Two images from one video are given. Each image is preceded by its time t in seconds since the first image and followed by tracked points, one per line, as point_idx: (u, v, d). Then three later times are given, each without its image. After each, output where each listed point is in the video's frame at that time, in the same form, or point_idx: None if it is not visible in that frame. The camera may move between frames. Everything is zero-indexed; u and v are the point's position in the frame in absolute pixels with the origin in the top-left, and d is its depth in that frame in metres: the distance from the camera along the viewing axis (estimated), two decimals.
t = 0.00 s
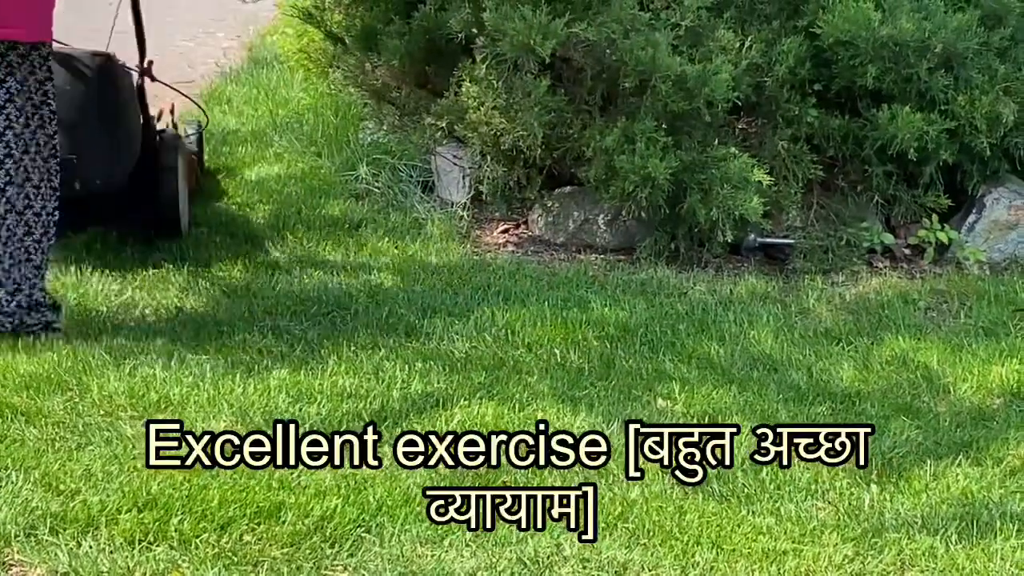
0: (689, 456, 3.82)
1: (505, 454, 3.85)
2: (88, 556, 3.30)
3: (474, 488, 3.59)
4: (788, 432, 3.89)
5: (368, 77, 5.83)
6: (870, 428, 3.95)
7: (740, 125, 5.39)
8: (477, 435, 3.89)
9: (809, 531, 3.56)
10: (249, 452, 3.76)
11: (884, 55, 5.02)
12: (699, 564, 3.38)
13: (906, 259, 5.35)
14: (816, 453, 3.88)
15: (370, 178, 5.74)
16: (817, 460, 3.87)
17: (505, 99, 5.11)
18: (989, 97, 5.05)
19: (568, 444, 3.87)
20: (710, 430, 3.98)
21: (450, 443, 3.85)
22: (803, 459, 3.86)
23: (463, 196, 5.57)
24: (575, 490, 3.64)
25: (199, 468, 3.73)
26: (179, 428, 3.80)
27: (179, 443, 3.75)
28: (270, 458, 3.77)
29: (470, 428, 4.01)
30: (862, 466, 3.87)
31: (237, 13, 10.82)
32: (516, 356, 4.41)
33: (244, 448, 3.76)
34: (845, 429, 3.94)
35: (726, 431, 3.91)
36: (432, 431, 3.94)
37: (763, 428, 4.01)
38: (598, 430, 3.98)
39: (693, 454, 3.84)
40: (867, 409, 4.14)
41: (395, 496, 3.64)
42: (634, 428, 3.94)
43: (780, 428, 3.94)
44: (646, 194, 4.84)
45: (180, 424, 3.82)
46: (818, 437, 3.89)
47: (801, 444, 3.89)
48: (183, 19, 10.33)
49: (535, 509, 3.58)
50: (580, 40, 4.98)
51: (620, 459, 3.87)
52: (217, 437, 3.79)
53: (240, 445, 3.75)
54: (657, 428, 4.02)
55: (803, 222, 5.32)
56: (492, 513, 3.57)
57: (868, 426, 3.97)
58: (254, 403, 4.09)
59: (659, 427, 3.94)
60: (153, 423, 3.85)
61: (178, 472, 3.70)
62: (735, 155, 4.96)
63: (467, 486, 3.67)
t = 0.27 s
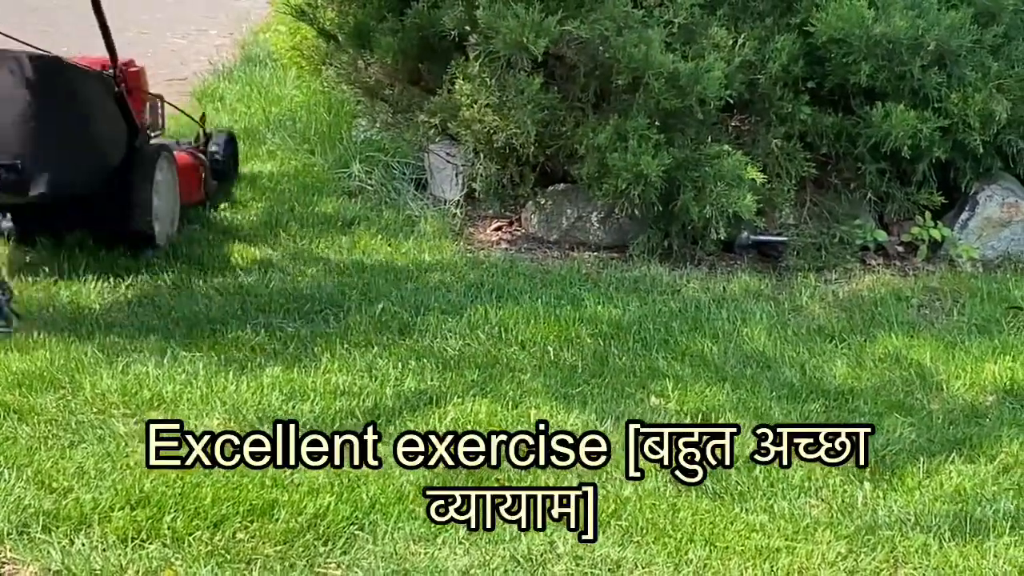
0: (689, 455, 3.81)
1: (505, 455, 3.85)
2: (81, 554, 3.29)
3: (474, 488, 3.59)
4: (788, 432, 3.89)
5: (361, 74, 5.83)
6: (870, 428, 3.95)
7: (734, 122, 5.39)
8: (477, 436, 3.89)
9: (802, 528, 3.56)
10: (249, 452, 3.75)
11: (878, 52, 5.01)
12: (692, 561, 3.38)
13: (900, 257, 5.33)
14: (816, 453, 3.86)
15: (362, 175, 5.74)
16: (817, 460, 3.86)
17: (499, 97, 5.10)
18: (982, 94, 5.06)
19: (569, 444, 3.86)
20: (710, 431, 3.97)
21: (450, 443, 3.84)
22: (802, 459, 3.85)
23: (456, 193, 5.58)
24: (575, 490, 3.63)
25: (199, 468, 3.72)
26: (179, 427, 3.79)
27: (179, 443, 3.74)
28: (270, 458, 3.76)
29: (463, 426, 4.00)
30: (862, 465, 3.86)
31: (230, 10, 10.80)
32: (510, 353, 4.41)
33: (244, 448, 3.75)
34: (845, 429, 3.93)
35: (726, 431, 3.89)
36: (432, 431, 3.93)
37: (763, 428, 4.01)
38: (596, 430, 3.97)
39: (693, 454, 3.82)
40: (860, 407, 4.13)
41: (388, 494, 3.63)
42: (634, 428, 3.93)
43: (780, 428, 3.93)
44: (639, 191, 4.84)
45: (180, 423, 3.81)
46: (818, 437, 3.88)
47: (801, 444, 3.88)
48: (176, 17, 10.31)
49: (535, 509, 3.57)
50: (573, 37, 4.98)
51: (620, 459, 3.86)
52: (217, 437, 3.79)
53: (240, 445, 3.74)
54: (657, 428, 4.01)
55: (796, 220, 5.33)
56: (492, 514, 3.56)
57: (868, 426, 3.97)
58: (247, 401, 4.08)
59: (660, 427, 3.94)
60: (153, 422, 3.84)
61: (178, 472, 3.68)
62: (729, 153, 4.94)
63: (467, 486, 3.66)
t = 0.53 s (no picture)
0: (689, 455, 3.78)
1: (505, 454, 3.82)
2: (68, 550, 3.29)
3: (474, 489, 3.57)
4: (789, 432, 3.86)
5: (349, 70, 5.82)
6: (870, 428, 3.93)
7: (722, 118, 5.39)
8: (477, 436, 3.87)
9: (790, 523, 3.56)
10: (249, 452, 3.71)
11: (866, 48, 5.01)
12: (680, 556, 3.38)
13: (887, 252, 5.33)
14: (816, 453, 3.85)
15: (350, 171, 5.77)
16: (817, 460, 3.84)
17: (487, 93, 5.10)
18: (970, 90, 5.08)
19: (569, 444, 3.84)
20: (710, 431, 3.95)
21: (450, 443, 3.81)
22: (803, 458, 3.83)
23: (443, 188, 5.60)
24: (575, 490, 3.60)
25: (199, 468, 3.69)
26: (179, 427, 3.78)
27: (179, 442, 3.71)
28: (270, 458, 3.72)
29: (451, 422, 4.00)
30: (862, 466, 3.83)
31: (218, 6, 10.77)
32: (497, 349, 4.40)
33: (244, 448, 3.72)
34: (844, 430, 3.91)
35: (726, 431, 3.88)
36: (432, 431, 3.91)
37: (763, 428, 3.97)
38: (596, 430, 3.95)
39: (693, 454, 3.79)
40: (847, 402, 4.14)
41: (376, 490, 3.63)
42: (634, 428, 3.91)
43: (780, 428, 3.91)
44: (627, 187, 4.84)
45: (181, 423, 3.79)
46: (818, 437, 3.86)
47: (801, 444, 3.85)
48: (164, 13, 10.29)
49: (535, 509, 3.55)
50: (561, 32, 4.97)
51: (620, 458, 3.84)
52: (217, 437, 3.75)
53: (240, 445, 3.71)
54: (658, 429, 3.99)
55: (784, 215, 5.32)
56: (492, 515, 3.54)
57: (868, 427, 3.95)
58: (234, 396, 4.07)
59: (660, 427, 3.91)
60: (153, 422, 3.82)
61: (178, 472, 3.65)
62: (717, 149, 4.94)
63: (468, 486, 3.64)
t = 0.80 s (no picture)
0: (689, 455, 3.76)
1: (505, 454, 3.80)
2: (52, 546, 3.28)
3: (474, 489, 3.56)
4: (789, 432, 3.84)
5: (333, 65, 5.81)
6: (870, 428, 3.90)
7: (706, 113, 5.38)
8: (477, 436, 3.85)
9: (774, 517, 3.56)
10: (249, 452, 3.69)
11: (850, 43, 5.01)
12: (665, 551, 3.38)
13: (871, 247, 5.35)
14: (816, 453, 3.82)
15: (334, 166, 5.75)
16: (817, 460, 3.82)
17: (471, 88, 5.08)
18: (953, 85, 5.08)
19: (569, 444, 3.82)
20: (710, 431, 3.92)
21: (450, 443, 3.79)
22: (804, 459, 3.81)
23: (428, 183, 5.56)
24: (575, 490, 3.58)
25: (200, 468, 3.66)
26: (179, 427, 3.75)
27: (179, 442, 3.69)
28: (270, 458, 3.70)
29: (435, 418, 4.00)
30: (862, 466, 3.81)
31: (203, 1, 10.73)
32: (482, 344, 4.40)
33: (244, 448, 3.70)
34: (845, 429, 3.88)
35: (726, 431, 3.85)
36: (432, 431, 3.89)
37: (763, 428, 3.95)
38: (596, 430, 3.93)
39: (693, 454, 3.77)
40: (831, 396, 4.14)
41: (361, 485, 3.63)
42: (634, 428, 3.88)
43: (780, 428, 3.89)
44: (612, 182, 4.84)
45: (181, 423, 3.76)
46: (818, 437, 3.83)
47: (801, 444, 3.83)
48: (150, 9, 10.25)
49: (535, 509, 3.54)
50: (546, 27, 4.96)
51: (620, 458, 3.82)
52: (217, 437, 3.73)
53: (240, 445, 3.69)
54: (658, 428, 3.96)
55: (769, 210, 5.32)
56: (492, 514, 3.52)
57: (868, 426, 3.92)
58: (219, 392, 4.07)
59: (659, 427, 3.89)
60: (154, 422, 3.79)
61: (178, 472, 3.62)
62: (701, 144, 4.94)
63: (468, 487, 3.63)
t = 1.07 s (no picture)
0: (689, 455, 3.75)
1: (505, 454, 3.79)
2: (35, 543, 3.28)
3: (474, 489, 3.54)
4: (788, 432, 3.82)
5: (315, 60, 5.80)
6: (869, 427, 3.90)
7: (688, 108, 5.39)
8: (477, 436, 3.83)
9: (757, 513, 3.58)
10: (249, 452, 3.68)
11: (831, 38, 5.02)
12: (649, 546, 3.40)
13: (853, 242, 5.37)
14: (815, 453, 3.81)
15: (317, 163, 5.74)
16: (817, 460, 3.81)
17: (454, 83, 5.08)
18: (934, 80, 5.11)
19: (569, 444, 3.81)
20: (710, 430, 3.91)
21: (450, 443, 3.78)
22: (803, 458, 3.80)
23: (411, 181, 5.59)
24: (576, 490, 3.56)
25: (199, 468, 3.64)
26: (179, 426, 3.72)
27: (179, 442, 3.66)
28: (270, 458, 3.68)
29: (419, 414, 4.01)
30: (862, 465, 3.81)
31: None
32: (465, 339, 4.41)
33: (244, 448, 3.68)
34: (845, 429, 3.87)
35: (726, 431, 3.85)
36: (432, 431, 3.88)
37: (763, 427, 3.94)
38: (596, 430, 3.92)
39: (693, 454, 3.77)
40: (813, 391, 4.16)
41: (345, 481, 3.63)
42: (634, 428, 3.87)
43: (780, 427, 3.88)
44: (594, 178, 4.84)
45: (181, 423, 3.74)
46: (818, 437, 3.81)
47: (801, 444, 3.81)
48: (133, 4, 10.22)
49: (535, 509, 3.52)
50: (528, 24, 4.96)
51: (620, 459, 3.81)
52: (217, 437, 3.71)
53: (240, 445, 3.67)
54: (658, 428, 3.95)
55: (751, 205, 5.32)
56: (492, 514, 3.52)
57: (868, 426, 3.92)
58: (202, 388, 4.07)
59: (659, 427, 3.87)
60: (153, 422, 3.76)
61: (178, 472, 3.60)
62: (684, 140, 4.94)
63: (468, 487, 3.62)
